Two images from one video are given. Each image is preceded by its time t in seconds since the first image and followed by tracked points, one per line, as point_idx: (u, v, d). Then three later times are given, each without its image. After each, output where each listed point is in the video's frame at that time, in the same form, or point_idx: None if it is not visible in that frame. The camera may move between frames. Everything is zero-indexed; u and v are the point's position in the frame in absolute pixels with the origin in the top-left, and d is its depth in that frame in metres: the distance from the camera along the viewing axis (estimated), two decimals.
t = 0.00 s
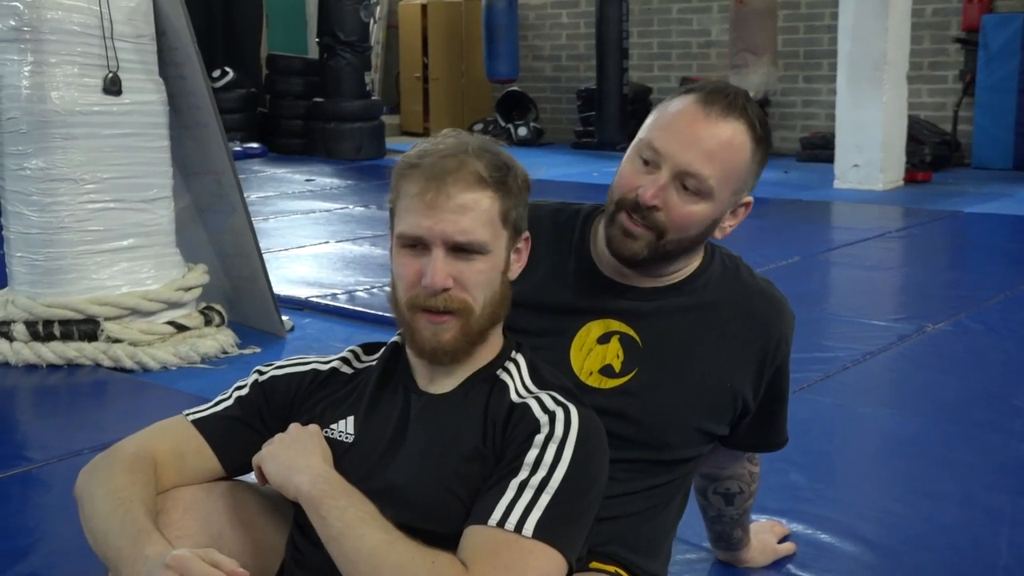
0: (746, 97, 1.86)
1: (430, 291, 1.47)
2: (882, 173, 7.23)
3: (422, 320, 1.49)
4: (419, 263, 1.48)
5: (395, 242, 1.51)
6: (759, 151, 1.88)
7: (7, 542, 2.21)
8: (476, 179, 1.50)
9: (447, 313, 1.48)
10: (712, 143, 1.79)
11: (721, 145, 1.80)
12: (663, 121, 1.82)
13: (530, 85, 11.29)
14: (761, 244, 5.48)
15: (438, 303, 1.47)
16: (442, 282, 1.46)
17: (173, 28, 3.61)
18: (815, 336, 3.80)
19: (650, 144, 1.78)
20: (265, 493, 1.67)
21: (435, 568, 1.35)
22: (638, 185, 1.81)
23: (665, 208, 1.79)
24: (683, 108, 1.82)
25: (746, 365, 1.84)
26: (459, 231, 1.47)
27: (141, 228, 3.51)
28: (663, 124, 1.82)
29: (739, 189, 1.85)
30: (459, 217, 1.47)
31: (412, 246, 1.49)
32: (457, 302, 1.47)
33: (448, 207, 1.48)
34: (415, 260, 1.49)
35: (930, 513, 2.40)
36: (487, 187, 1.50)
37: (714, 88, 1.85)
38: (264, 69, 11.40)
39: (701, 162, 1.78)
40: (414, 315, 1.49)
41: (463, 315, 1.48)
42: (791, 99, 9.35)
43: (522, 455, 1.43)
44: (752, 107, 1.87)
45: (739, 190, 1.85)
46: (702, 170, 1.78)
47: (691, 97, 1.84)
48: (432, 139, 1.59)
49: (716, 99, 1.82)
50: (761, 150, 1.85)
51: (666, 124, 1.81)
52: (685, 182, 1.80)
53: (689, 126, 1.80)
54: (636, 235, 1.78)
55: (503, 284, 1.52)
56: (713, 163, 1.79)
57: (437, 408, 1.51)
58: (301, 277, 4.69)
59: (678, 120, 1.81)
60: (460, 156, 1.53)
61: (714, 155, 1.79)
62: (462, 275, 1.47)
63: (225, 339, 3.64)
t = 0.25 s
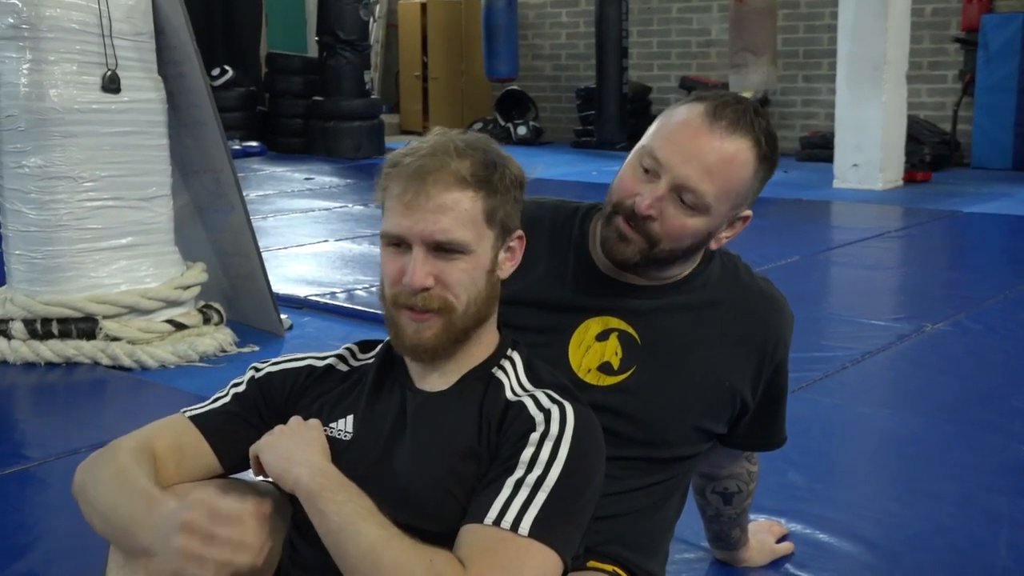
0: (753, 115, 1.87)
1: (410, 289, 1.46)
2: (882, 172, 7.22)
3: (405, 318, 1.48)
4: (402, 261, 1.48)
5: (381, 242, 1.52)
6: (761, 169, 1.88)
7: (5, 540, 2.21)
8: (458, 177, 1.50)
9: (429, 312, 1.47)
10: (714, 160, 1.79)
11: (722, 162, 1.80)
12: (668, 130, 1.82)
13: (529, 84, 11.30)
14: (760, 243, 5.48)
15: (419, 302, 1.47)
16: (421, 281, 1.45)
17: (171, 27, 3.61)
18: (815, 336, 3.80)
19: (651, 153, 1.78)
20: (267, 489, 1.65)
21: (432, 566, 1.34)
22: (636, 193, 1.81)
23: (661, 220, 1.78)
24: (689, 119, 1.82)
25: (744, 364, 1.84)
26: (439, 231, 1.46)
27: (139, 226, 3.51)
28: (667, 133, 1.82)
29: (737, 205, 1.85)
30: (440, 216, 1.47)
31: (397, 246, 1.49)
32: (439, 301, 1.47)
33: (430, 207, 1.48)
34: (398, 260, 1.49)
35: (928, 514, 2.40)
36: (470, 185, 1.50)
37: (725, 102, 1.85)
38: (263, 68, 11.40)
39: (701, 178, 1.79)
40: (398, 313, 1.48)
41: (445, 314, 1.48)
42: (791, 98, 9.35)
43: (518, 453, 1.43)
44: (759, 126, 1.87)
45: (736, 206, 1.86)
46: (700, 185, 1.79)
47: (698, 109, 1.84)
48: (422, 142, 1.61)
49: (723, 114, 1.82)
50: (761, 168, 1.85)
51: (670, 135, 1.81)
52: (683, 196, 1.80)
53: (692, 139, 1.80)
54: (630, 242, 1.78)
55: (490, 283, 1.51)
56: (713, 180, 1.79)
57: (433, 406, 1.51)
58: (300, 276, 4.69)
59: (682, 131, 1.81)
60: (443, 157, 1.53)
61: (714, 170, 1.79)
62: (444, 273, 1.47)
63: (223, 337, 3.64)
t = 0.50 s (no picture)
0: (746, 117, 1.88)
1: (394, 296, 1.45)
2: (880, 173, 7.23)
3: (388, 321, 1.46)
4: (383, 268, 1.47)
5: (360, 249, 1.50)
6: (755, 171, 1.90)
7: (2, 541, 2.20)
8: (437, 180, 1.49)
9: (413, 318, 1.46)
10: (708, 161, 1.81)
11: (717, 163, 1.81)
12: (662, 132, 1.83)
13: (527, 84, 11.30)
14: (758, 244, 5.48)
15: (403, 308, 1.45)
16: (403, 288, 1.44)
17: (169, 27, 3.61)
18: (812, 336, 3.80)
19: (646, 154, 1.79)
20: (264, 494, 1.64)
21: (427, 564, 1.34)
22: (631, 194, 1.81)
23: (656, 221, 1.78)
24: (683, 120, 1.84)
25: (739, 363, 1.83)
26: (419, 236, 1.45)
27: (137, 227, 3.50)
28: (661, 135, 1.83)
29: (731, 206, 1.86)
30: (420, 221, 1.46)
31: (379, 253, 1.48)
32: (423, 307, 1.45)
33: (409, 212, 1.46)
34: (379, 266, 1.47)
35: (926, 514, 2.39)
36: (449, 189, 1.49)
37: (717, 104, 1.87)
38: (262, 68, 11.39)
39: (696, 179, 1.80)
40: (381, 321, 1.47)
41: (430, 319, 1.46)
42: (789, 99, 9.35)
43: (512, 450, 1.43)
44: (752, 128, 1.89)
45: (730, 208, 1.87)
46: (694, 186, 1.80)
47: (691, 112, 1.85)
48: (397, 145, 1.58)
49: (716, 116, 1.84)
50: (754, 170, 1.87)
51: (664, 136, 1.82)
52: (678, 197, 1.81)
53: (687, 140, 1.81)
54: (626, 243, 1.77)
55: (474, 284, 1.49)
56: (708, 181, 1.81)
57: (426, 406, 1.50)
58: (298, 276, 4.68)
59: (676, 132, 1.82)
60: (419, 162, 1.51)
61: (708, 172, 1.81)
62: (427, 278, 1.45)
63: (221, 337, 3.63)
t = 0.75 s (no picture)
0: (740, 117, 1.88)
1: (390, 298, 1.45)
2: (874, 171, 7.23)
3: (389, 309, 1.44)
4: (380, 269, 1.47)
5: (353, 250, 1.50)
6: (749, 170, 1.89)
7: None
8: (427, 178, 1.48)
9: (410, 318, 1.46)
10: (701, 161, 1.80)
11: (710, 164, 1.81)
12: (655, 133, 1.83)
13: (522, 84, 11.30)
14: (754, 242, 5.48)
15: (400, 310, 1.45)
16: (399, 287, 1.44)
17: (163, 27, 3.61)
18: (808, 335, 3.80)
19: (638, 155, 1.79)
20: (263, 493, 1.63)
21: (441, 556, 1.32)
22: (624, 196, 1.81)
23: (649, 222, 1.78)
24: (676, 121, 1.83)
25: (735, 361, 1.83)
26: (413, 234, 1.45)
27: (131, 228, 3.50)
28: (654, 136, 1.83)
29: (724, 207, 1.86)
30: (412, 220, 1.45)
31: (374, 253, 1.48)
32: (420, 308, 1.46)
33: (401, 211, 1.46)
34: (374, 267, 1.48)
35: (921, 512, 2.39)
36: (440, 186, 1.48)
37: (711, 104, 1.86)
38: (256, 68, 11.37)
39: (688, 180, 1.80)
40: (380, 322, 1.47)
41: (428, 321, 1.47)
42: (784, 97, 9.35)
43: (511, 448, 1.42)
44: (745, 129, 1.88)
45: (723, 208, 1.87)
46: (687, 187, 1.80)
47: (684, 112, 1.85)
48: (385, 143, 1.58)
49: (709, 117, 1.83)
50: (748, 170, 1.87)
51: (657, 137, 1.82)
52: (670, 198, 1.81)
53: (679, 141, 1.81)
54: (618, 245, 1.78)
55: (468, 282, 1.49)
56: (701, 182, 1.80)
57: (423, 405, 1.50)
58: (293, 277, 4.68)
59: (669, 133, 1.81)
60: (409, 159, 1.51)
61: (700, 173, 1.80)
62: (423, 276, 1.45)
63: (216, 338, 3.63)
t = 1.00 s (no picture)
0: (738, 120, 1.88)
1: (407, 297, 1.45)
2: (872, 172, 7.23)
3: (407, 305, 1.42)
4: (394, 269, 1.47)
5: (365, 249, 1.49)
6: (747, 173, 1.90)
7: None
8: (438, 178, 1.49)
9: (427, 317, 1.46)
10: (700, 164, 1.80)
11: (709, 166, 1.81)
12: (653, 136, 1.83)
13: (520, 86, 11.30)
14: (751, 244, 5.48)
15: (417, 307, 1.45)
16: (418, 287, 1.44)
17: (161, 30, 3.61)
18: (806, 336, 3.80)
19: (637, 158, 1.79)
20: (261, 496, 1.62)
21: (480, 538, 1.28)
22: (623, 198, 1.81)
23: (648, 224, 1.79)
24: (674, 123, 1.84)
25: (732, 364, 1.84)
26: (428, 234, 1.45)
27: (129, 230, 3.50)
28: (652, 138, 1.83)
29: (723, 209, 1.87)
30: (428, 219, 1.46)
31: (387, 254, 1.47)
32: (436, 305, 1.45)
33: (416, 211, 1.46)
34: (387, 267, 1.47)
35: (919, 514, 2.39)
36: (452, 186, 1.49)
37: (709, 107, 1.87)
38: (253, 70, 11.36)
39: (688, 182, 1.80)
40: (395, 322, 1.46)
41: (443, 317, 1.46)
42: (782, 98, 9.35)
43: (515, 447, 1.41)
44: (744, 132, 1.89)
45: (722, 211, 1.87)
46: (686, 190, 1.80)
47: (683, 114, 1.85)
48: (386, 145, 1.58)
49: (708, 119, 1.84)
50: (747, 173, 1.87)
51: (655, 140, 1.83)
52: (670, 201, 1.81)
53: (678, 144, 1.81)
54: (617, 247, 1.78)
55: (477, 281, 1.50)
56: (700, 185, 1.81)
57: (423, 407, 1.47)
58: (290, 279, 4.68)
59: (667, 135, 1.82)
60: (418, 159, 1.51)
61: (700, 175, 1.80)
62: (439, 275, 1.46)
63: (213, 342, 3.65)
